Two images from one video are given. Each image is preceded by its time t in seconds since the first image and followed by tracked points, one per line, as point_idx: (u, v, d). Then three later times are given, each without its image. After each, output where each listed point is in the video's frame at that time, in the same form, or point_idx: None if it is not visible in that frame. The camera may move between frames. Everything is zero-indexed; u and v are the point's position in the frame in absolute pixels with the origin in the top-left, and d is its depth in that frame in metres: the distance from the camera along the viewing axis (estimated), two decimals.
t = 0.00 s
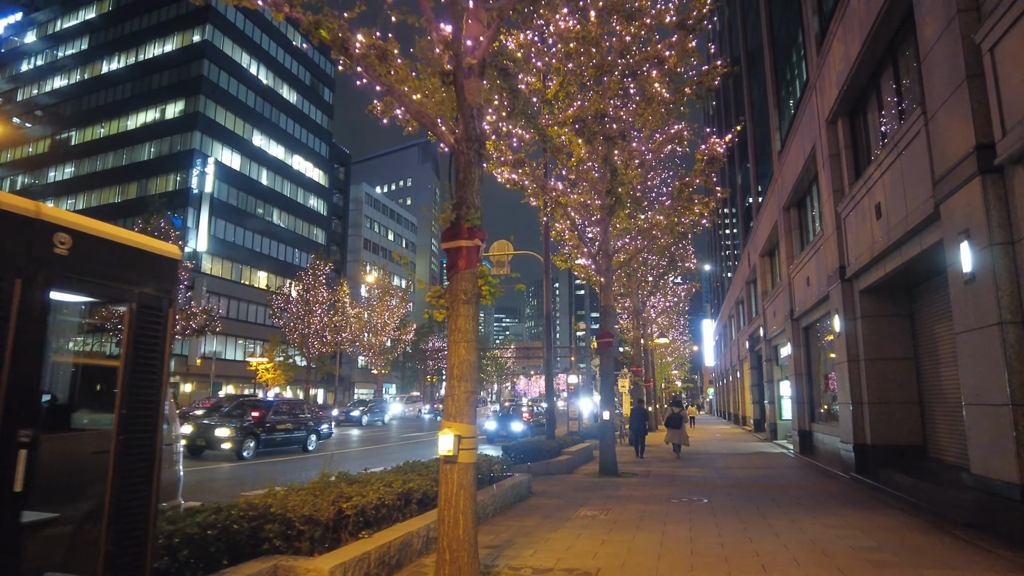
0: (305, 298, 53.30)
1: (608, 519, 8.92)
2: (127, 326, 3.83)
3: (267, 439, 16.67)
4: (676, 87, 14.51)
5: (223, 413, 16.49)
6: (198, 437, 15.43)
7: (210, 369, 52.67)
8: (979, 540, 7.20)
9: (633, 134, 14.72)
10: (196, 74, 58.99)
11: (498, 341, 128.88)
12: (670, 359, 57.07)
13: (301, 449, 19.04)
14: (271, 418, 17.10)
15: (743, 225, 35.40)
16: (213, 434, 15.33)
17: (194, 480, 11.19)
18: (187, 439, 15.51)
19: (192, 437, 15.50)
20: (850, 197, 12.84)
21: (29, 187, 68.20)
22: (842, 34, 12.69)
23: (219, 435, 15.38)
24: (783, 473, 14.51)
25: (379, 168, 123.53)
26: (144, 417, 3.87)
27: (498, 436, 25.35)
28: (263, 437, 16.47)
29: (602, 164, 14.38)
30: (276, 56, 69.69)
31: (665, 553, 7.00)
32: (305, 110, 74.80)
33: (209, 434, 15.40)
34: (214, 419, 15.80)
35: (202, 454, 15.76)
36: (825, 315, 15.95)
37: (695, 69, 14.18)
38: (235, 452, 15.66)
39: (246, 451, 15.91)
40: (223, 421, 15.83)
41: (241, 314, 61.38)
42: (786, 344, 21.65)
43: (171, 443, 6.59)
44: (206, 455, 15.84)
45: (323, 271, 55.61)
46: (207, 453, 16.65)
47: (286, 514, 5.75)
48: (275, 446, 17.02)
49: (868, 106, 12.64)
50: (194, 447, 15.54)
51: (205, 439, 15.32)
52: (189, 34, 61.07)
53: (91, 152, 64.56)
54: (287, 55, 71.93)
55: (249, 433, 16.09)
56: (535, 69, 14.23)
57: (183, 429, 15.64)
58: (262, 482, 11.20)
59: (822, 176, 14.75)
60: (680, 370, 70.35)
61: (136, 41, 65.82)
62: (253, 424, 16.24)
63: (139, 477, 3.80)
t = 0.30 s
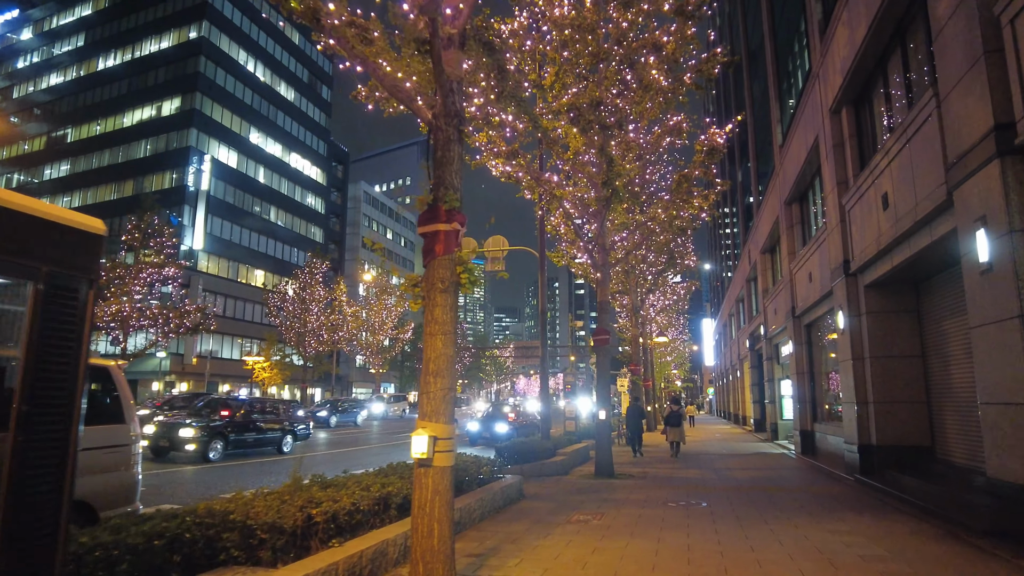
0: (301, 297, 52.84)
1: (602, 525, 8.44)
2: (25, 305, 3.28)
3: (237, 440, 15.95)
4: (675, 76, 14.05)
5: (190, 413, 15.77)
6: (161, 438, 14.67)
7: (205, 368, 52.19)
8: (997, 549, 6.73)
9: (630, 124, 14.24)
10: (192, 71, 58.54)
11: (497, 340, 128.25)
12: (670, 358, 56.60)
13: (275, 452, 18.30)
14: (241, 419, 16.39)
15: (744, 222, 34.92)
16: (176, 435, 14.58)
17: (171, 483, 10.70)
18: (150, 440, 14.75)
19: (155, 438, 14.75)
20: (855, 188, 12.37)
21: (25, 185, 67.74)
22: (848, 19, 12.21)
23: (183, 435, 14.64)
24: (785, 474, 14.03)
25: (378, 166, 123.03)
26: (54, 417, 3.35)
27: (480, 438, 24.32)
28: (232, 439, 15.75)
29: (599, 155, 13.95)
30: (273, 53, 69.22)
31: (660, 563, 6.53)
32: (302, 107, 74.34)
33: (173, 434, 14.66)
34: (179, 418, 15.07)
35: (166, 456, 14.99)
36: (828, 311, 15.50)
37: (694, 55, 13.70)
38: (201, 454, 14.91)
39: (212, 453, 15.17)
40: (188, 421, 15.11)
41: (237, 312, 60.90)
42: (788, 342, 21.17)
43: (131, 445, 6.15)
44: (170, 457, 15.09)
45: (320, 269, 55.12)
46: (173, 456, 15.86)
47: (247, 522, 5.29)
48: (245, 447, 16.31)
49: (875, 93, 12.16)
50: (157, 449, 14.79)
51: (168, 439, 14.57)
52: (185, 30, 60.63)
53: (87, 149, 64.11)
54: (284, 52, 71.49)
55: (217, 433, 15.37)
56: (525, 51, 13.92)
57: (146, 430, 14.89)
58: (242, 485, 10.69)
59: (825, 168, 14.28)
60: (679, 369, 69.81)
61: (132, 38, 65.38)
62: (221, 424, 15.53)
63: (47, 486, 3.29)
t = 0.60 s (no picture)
0: (297, 296, 52.47)
1: (594, 533, 8.06)
2: None
3: (201, 443, 15.55)
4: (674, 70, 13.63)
5: (151, 415, 15.28)
6: (116, 440, 14.11)
7: (200, 368, 51.77)
8: (1010, 562, 6.36)
9: (627, 119, 13.86)
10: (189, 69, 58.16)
11: (497, 340, 127.81)
12: (670, 359, 56.23)
13: (244, 456, 17.91)
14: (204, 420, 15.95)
15: (744, 221, 34.53)
16: (134, 437, 14.09)
17: (144, 489, 10.26)
18: (106, 442, 14.15)
19: (110, 440, 14.17)
20: (859, 183, 11.95)
21: (21, 184, 67.33)
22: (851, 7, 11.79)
23: (141, 438, 14.15)
24: (785, 478, 13.63)
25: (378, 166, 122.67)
26: None
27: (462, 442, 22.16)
28: (195, 441, 15.34)
29: (594, 149, 13.59)
30: (271, 52, 68.85)
31: None
32: (300, 106, 73.97)
33: (130, 437, 14.12)
34: (135, 419, 14.52)
35: (123, 460, 14.45)
36: (830, 310, 15.07)
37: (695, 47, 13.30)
38: (161, 458, 14.44)
39: (173, 456, 14.72)
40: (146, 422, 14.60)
41: (233, 312, 60.50)
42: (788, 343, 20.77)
43: (86, 450, 5.75)
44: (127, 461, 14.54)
45: (317, 269, 54.73)
46: (132, 461, 15.29)
47: (201, 534, 4.86)
48: (211, 450, 15.91)
49: (879, 84, 11.74)
50: (112, 452, 14.23)
51: (123, 442, 14.04)
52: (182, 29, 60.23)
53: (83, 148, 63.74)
54: (282, 51, 71.08)
55: (179, 435, 14.96)
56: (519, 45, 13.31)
57: (100, 433, 14.32)
58: (210, 492, 10.24)
59: (827, 162, 13.88)
60: (678, 370, 69.45)
61: (129, 36, 65.00)
62: (184, 426, 15.13)
63: None
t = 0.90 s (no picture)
0: (293, 296, 51.99)
1: (583, 541, 7.63)
2: None
3: (154, 447, 14.76)
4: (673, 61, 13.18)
5: (100, 417, 14.46)
6: (57, 444, 13.08)
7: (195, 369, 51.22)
8: None
9: (623, 111, 13.43)
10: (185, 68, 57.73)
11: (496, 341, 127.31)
12: (669, 359, 55.75)
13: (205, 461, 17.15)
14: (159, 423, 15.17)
15: (744, 219, 34.09)
16: (77, 440, 13.14)
17: (110, 498, 9.75)
18: (45, 447, 13.10)
19: (49, 444, 13.13)
20: (861, 174, 11.51)
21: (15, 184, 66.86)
22: None
23: (84, 442, 13.22)
24: (784, 481, 13.21)
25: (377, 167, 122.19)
26: None
27: (438, 446, 20.53)
28: (147, 445, 14.53)
29: (588, 141, 13.19)
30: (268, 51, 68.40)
31: None
32: (298, 106, 73.53)
33: (71, 440, 13.16)
34: (77, 422, 13.56)
35: (64, 466, 13.45)
36: (832, 307, 14.62)
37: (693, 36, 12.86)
38: (106, 462, 13.56)
39: (120, 462, 13.88)
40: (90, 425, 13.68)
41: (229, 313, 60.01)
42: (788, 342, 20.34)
43: (28, 454, 5.31)
44: (69, 467, 13.57)
45: (313, 269, 54.25)
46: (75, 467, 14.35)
47: (145, 546, 4.42)
48: (165, 454, 15.11)
49: (883, 72, 11.31)
50: (51, 458, 13.15)
51: (65, 447, 13.03)
52: (177, 28, 59.81)
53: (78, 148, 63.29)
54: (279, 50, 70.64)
55: (131, 438, 14.17)
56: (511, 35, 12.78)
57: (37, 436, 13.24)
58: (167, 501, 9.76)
59: (828, 154, 13.44)
60: (678, 371, 68.96)
61: (124, 35, 64.56)
62: (135, 428, 14.34)
63: None
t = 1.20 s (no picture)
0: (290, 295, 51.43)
1: (577, 552, 7.12)
2: None
3: (93, 450, 13.64)
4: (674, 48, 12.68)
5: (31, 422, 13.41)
6: None
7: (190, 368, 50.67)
8: None
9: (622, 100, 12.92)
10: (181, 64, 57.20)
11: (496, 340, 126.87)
12: (669, 359, 55.27)
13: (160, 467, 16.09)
14: (102, 425, 14.12)
15: (746, 216, 33.57)
16: None
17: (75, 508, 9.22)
18: None
19: None
20: (870, 163, 11.01)
21: (11, 182, 66.37)
22: None
23: (7, 446, 12.14)
24: (790, 485, 12.69)
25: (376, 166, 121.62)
26: None
27: (410, 451, 19.53)
28: (84, 448, 13.42)
29: (586, 131, 12.68)
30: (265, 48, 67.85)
31: None
32: (296, 103, 73.02)
33: None
34: None
35: None
36: (838, 304, 14.10)
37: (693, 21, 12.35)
38: (34, 468, 12.43)
39: (51, 467, 12.74)
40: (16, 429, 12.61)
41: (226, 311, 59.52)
42: (791, 341, 19.84)
43: None
44: None
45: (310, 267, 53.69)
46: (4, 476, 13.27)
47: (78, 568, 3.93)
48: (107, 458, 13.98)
49: (892, 57, 10.81)
50: None
51: None
52: (173, 24, 59.29)
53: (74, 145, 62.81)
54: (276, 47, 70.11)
55: (66, 442, 13.07)
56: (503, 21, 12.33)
57: None
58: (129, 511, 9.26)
59: (834, 144, 12.94)
60: (678, 370, 68.47)
61: (120, 31, 64.02)
62: (69, 428, 13.25)
63: None
